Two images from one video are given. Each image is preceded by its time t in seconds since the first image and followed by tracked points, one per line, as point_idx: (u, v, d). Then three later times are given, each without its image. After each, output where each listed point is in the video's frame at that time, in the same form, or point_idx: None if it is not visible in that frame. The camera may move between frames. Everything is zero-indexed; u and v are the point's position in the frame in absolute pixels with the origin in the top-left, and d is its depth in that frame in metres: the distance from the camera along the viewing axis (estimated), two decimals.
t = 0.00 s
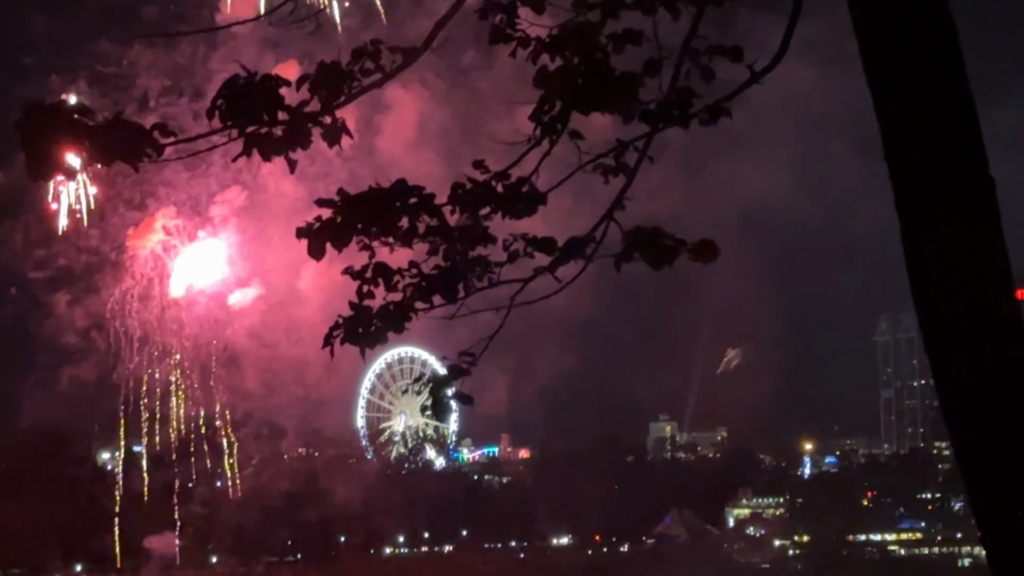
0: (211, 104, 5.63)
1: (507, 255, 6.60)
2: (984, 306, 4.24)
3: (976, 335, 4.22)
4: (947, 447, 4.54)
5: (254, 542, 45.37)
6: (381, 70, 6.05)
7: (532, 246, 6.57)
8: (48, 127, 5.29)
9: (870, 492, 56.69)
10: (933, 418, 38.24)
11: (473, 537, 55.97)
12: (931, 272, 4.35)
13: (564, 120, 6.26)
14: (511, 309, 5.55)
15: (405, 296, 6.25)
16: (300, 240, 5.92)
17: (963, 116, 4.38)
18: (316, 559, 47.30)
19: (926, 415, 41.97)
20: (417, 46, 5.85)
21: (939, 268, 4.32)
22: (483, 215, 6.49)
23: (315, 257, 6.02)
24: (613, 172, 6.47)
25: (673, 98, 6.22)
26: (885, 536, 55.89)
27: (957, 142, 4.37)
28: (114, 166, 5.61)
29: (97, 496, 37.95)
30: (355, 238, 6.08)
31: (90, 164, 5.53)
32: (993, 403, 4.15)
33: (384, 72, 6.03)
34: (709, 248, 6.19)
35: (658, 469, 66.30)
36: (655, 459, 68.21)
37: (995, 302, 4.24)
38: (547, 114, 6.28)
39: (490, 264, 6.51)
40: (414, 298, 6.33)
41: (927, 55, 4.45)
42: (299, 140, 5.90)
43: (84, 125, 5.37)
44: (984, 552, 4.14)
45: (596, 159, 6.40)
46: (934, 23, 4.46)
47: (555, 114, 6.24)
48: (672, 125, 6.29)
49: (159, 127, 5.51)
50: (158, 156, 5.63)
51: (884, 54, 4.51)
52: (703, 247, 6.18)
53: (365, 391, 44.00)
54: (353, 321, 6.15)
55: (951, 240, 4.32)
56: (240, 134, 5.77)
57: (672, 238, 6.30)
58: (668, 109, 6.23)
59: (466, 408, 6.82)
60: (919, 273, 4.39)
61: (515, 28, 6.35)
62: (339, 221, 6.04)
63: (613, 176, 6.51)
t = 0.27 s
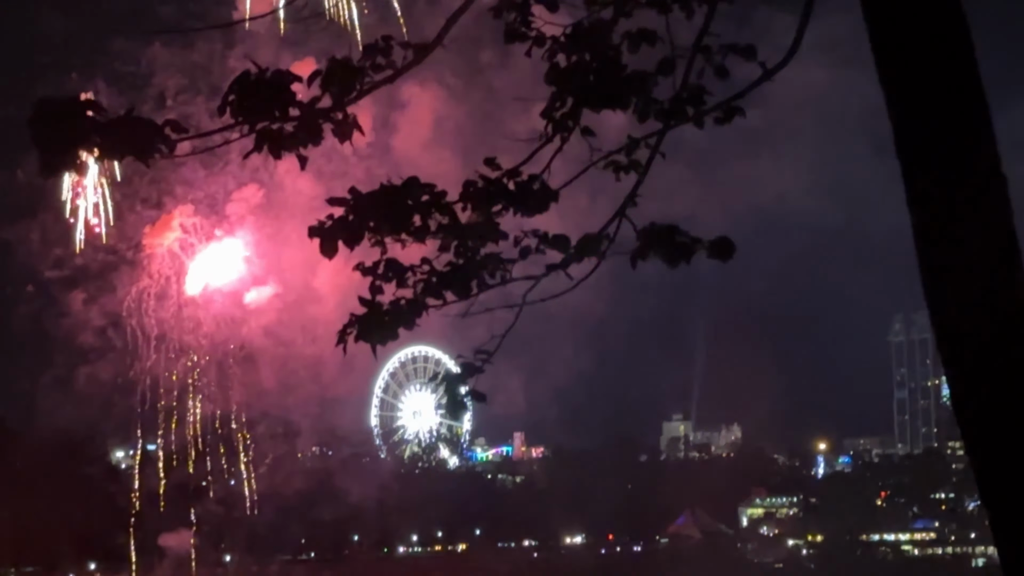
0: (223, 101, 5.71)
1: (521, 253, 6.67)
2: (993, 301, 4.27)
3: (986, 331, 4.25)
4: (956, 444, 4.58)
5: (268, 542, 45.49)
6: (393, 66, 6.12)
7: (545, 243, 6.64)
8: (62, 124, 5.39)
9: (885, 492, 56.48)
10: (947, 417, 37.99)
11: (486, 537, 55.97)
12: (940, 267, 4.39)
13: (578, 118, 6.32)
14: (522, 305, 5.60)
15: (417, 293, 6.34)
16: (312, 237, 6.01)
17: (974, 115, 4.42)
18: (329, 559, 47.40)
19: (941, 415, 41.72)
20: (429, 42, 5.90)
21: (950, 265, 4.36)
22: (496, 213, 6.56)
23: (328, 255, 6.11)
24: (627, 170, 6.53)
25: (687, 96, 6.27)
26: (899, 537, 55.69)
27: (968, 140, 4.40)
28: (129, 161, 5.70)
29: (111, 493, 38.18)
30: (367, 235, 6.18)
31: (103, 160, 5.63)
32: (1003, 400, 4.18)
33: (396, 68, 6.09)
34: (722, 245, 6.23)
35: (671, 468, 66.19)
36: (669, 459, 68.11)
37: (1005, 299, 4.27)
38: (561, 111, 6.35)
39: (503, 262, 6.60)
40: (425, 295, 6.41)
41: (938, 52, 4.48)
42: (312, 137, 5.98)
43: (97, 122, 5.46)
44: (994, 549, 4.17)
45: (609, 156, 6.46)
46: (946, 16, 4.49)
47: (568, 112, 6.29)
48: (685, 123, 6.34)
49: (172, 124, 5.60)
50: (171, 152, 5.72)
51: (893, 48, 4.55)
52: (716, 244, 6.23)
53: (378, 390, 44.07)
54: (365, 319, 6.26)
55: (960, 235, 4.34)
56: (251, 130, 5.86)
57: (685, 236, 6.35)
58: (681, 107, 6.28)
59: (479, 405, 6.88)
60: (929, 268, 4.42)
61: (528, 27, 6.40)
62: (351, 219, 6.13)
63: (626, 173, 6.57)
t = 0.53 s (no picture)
0: (231, 104, 5.76)
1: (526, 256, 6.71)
2: (1000, 305, 4.28)
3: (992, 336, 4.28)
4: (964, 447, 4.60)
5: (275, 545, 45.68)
6: (400, 69, 6.16)
7: (551, 247, 6.68)
8: (72, 127, 5.45)
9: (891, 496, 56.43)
10: (955, 422, 37.98)
11: (493, 541, 56.01)
12: (946, 271, 4.41)
13: (584, 122, 6.36)
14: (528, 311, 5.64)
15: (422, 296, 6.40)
16: (319, 241, 6.06)
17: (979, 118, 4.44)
18: (336, 562, 47.54)
19: (948, 420, 41.77)
20: (435, 45, 5.95)
21: (956, 269, 4.38)
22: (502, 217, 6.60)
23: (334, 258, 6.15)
24: (632, 174, 6.57)
25: (693, 99, 6.29)
26: (906, 541, 55.63)
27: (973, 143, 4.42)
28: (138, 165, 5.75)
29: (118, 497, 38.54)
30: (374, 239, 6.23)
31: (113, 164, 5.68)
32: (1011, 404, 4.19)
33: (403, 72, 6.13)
34: (729, 249, 6.25)
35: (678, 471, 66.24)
36: (675, 463, 68.14)
37: (1014, 301, 4.28)
38: (567, 115, 6.38)
39: (508, 266, 6.65)
40: (430, 299, 6.46)
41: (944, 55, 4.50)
42: (319, 140, 6.02)
43: (105, 126, 5.52)
44: (1000, 552, 4.19)
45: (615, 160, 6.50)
46: (953, 18, 4.51)
47: (575, 115, 6.33)
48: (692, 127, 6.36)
49: (179, 127, 5.65)
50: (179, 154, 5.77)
51: (900, 51, 4.57)
52: (723, 249, 6.25)
53: (384, 394, 44.17)
54: (371, 322, 6.33)
55: (964, 236, 4.37)
56: (259, 133, 5.91)
57: (692, 240, 6.37)
58: (688, 110, 6.31)
59: (484, 409, 6.91)
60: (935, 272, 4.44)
61: (535, 30, 6.43)
62: (357, 222, 6.18)
63: (632, 177, 6.60)
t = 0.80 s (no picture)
0: (251, 124, 5.85)
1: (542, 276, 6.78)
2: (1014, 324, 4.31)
3: (1007, 354, 4.31)
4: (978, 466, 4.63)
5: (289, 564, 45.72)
6: (417, 92, 6.25)
7: (566, 266, 6.74)
8: (96, 147, 5.55)
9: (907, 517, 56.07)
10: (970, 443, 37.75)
11: (507, 560, 55.84)
12: (960, 290, 4.45)
13: (599, 142, 6.43)
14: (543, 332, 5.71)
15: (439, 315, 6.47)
16: (336, 260, 6.14)
17: (994, 139, 4.48)
18: None
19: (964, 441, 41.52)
20: (453, 67, 6.03)
21: (972, 289, 4.41)
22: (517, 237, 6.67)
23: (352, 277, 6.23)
24: (647, 195, 6.63)
25: (708, 120, 6.35)
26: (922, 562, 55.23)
27: (988, 163, 4.46)
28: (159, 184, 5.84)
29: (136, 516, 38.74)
30: (390, 258, 6.31)
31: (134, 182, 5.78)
32: None
33: (421, 92, 6.22)
34: (743, 270, 6.31)
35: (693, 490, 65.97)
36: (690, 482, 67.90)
37: None
38: (583, 135, 6.45)
39: (523, 286, 6.71)
40: (446, 318, 6.53)
41: (958, 76, 4.55)
42: (338, 159, 6.10)
43: (127, 146, 5.62)
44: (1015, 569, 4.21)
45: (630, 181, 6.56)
46: (966, 40, 4.57)
47: (590, 136, 6.40)
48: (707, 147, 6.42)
49: (200, 146, 5.75)
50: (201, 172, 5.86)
51: (914, 74, 4.62)
52: (736, 269, 6.31)
53: (399, 413, 44.28)
54: (387, 340, 6.41)
55: (977, 256, 4.41)
56: (279, 153, 6.00)
57: (707, 260, 6.43)
58: (703, 130, 6.37)
59: (499, 428, 6.96)
60: (949, 292, 4.48)
61: (552, 51, 6.51)
62: (375, 241, 6.26)
63: (647, 198, 6.67)
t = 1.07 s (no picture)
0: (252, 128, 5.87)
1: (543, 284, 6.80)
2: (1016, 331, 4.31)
3: (1009, 363, 4.31)
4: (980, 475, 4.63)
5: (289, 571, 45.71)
6: (417, 97, 6.26)
7: (568, 275, 6.75)
8: (96, 152, 5.56)
9: (907, 525, 55.89)
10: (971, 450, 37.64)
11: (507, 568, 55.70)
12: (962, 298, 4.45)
13: (600, 149, 6.44)
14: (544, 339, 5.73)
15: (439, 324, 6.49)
16: (337, 267, 6.15)
17: (996, 147, 4.48)
18: None
19: (965, 447, 41.40)
20: (454, 73, 6.05)
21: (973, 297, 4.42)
22: (519, 245, 6.68)
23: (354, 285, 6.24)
24: (648, 203, 6.64)
25: (708, 128, 6.36)
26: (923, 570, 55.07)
27: (988, 173, 4.47)
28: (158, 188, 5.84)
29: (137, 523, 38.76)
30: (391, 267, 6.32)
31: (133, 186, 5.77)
32: None
33: (422, 98, 6.23)
34: (743, 279, 6.31)
35: (694, 498, 65.94)
36: (691, 490, 67.85)
37: None
38: (584, 143, 6.46)
39: (524, 295, 6.73)
40: (447, 327, 6.54)
41: (959, 84, 4.56)
42: (339, 166, 6.11)
43: (126, 149, 5.61)
44: None
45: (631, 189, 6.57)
46: (969, 49, 4.57)
47: (591, 144, 6.42)
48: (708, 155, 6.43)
49: (200, 151, 5.76)
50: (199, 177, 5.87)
51: (918, 82, 4.62)
52: (738, 278, 6.31)
53: (399, 420, 44.37)
54: (388, 349, 6.42)
55: (979, 265, 4.41)
56: (279, 158, 6.01)
57: (708, 269, 6.43)
58: (704, 138, 6.38)
59: (499, 436, 6.95)
60: (952, 301, 4.48)
61: (554, 57, 6.52)
62: (375, 249, 6.28)
63: (649, 207, 6.68)
